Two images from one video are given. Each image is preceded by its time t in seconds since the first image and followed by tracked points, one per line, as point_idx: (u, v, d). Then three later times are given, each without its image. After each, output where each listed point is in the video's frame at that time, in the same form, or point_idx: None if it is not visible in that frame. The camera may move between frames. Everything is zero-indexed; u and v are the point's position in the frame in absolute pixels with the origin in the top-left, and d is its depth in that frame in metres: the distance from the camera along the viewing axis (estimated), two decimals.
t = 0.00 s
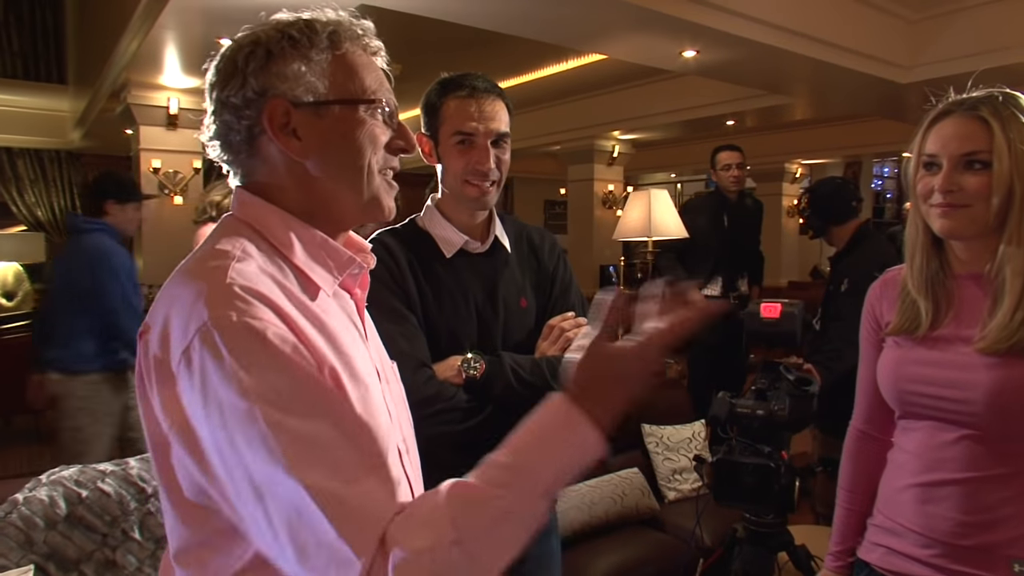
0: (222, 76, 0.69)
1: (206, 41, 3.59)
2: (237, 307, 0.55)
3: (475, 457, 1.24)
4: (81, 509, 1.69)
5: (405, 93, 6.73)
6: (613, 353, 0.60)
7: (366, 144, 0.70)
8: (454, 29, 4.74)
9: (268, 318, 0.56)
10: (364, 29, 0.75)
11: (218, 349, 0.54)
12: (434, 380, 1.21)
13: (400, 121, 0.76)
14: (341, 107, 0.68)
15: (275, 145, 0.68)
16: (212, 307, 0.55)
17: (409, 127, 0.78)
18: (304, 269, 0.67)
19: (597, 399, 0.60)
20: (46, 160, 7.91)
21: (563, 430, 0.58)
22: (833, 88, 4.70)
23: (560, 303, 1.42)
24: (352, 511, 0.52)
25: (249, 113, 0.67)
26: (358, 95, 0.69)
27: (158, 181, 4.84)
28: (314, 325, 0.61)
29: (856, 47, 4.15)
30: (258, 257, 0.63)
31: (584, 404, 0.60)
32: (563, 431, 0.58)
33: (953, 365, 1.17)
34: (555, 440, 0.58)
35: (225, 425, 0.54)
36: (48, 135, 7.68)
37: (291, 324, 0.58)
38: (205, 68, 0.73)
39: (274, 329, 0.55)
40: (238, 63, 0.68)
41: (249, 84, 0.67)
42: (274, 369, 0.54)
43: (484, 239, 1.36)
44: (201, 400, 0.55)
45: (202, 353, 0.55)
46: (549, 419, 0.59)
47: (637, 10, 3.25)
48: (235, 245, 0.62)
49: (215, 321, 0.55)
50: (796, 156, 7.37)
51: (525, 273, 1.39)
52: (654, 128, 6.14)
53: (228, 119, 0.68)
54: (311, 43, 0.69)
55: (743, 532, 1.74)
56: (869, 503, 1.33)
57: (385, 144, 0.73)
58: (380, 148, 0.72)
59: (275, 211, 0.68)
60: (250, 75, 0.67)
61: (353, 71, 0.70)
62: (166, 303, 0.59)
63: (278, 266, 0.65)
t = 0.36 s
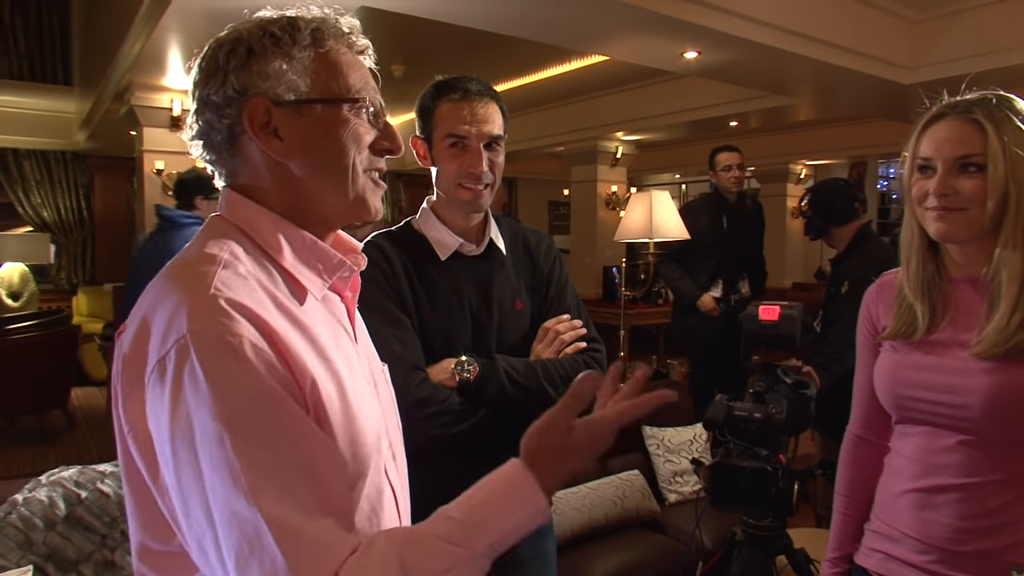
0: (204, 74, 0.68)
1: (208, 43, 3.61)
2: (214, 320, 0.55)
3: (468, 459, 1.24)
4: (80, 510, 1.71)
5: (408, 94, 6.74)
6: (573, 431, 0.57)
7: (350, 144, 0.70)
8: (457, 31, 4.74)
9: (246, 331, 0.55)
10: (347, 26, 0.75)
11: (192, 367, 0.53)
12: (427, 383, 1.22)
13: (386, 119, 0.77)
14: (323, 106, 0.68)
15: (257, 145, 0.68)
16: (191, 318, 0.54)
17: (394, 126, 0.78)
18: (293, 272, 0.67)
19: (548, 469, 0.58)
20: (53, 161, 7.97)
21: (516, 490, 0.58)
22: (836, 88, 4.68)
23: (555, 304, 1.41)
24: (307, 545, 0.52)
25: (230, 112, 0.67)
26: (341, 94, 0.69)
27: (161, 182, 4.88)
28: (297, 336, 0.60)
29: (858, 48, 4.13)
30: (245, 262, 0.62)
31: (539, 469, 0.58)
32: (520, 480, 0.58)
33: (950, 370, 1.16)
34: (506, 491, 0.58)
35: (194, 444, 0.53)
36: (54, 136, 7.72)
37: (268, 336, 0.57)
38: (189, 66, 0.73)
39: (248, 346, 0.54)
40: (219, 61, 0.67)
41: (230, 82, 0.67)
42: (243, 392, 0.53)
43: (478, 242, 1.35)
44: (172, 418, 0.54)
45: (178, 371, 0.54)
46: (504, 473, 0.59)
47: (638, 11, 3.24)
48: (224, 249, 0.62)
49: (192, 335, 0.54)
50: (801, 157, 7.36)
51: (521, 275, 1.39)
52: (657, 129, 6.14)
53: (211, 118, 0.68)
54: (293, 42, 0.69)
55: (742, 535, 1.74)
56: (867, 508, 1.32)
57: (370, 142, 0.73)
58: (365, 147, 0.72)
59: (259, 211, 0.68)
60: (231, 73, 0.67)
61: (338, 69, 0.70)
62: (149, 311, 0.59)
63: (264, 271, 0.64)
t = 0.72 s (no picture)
0: (199, 83, 0.72)
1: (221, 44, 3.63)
2: (191, 326, 0.54)
3: (470, 459, 1.24)
4: (89, 506, 1.73)
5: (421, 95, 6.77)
6: (536, 483, 0.53)
7: (342, 142, 0.71)
8: (468, 31, 4.76)
9: (222, 336, 0.55)
10: (341, 17, 0.75)
11: (163, 373, 0.53)
12: (430, 383, 1.22)
13: (388, 113, 0.77)
14: (311, 105, 0.69)
15: (247, 150, 0.70)
16: (168, 323, 0.54)
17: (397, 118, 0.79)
18: (286, 275, 0.68)
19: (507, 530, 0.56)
20: (69, 160, 8.06)
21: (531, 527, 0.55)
22: (849, 90, 4.66)
23: (559, 305, 1.42)
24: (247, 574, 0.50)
25: (221, 120, 0.70)
26: (331, 93, 0.70)
27: (174, 181, 4.92)
28: (275, 342, 0.60)
29: (872, 50, 4.10)
30: (234, 268, 0.63)
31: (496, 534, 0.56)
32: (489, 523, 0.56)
33: (953, 376, 1.15)
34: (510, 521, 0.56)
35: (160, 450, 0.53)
36: (70, 135, 7.80)
37: (245, 343, 0.57)
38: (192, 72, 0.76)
39: (221, 351, 0.54)
40: (211, 70, 0.70)
41: (218, 90, 0.70)
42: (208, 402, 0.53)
43: (484, 242, 1.35)
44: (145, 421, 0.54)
45: (150, 375, 0.54)
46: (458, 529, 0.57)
47: (648, 13, 3.24)
48: (214, 253, 0.63)
49: (166, 341, 0.54)
50: (814, 159, 7.31)
51: (525, 275, 1.39)
52: (669, 131, 6.12)
53: (206, 127, 0.71)
54: (277, 41, 0.69)
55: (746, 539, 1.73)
56: (871, 515, 1.31)
57: (366, 140, 0.74)
58: (359, 145, 0.72)
59: (258, 214, 0.70)
60: (219, 81, 0.70)
61: (327, 66, 0.70)
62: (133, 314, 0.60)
63: (255, 276, 0.65)
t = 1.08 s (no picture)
0: (185, 77, 0.75)
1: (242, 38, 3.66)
2: (160, 329, 0.58)
3: (483, 454, 1.25)
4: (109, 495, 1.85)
5: (440, 90, 6.77)
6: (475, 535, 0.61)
7: (328, 124, 0.74)
8: (486, 26, 4.75)
9: (190, 340, 0.59)
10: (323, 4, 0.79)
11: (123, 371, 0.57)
12: (443, 377, 1.22)
13: (373, 97, 0.80)
14: (294, 87, 0.73)
15: (233, 137, 0.73)
16: (142, 321, 0.58)
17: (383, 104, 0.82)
18: (283, 267, 0.71)
19: None
20: (93, 155, 8.17)
21: None
22: (872, 83, 4.59)
23: (574, 299, 1.42)
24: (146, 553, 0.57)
25: (206, 110, 0.73)
26: (315, 76, 0.74)
27: (196, 176, 5.00)
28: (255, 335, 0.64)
29: (896, 42, 4.04)
30: (227, 261, 0.66)
31: None
32: None
33: (970, 373, 1.13)
34: None
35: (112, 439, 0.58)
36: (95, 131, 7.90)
37: (218, 349, 0.60)
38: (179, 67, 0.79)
39: (182, 357, 0.58)
40: (195, 61, 0.73)
41: (202, 79, 0.73)
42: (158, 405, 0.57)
43: (498, 237, 1.36)
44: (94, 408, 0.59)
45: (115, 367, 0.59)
46: None
47: (667, 6, 3.21)
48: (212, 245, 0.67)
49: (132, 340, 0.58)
50: (836, 153, 7.22)
51: (540, 271, 1.39)
52: (688, 125, 6.08)
53: (193, 118, 0.75)
54: (257, 29, 0.73)
55: (762, 536, 1.72)
56: (886, 513, 1.30)
57: (353, 121, 0.77)
58: (345, 127, 0.75)
59: (255, 209, 0.73)
60: (202, 71, 0.73)
61: (309, 52, 0.74)
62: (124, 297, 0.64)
63: (250, 269, 0.68)
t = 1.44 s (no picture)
0: (179, 73, 0.76)
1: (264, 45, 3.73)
2: (121, 348, 0.59)
3: (497, 457, 1.25)
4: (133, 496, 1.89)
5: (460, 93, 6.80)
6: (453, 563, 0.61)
7: (321, 138, 0.74)
8: (506, 30, 4.77)
9: (152, 356, 0.59)
10: (332, 9, 0.80)
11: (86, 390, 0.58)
12: (458, 380, 1.23)
13: (372, 111, 0.80)
14: (289, 95, 0.73)
15: (224, 140, 0.74)
16: (103, 338, 0.59)
17: (384, 118, 0.83)
18: (259, 280, 0.72)
19: None
20: (121, 160, 8.37)
21: None
22: (895, 83, 4.53)
23: (592, 303, 1.41)
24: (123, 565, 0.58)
25: (198, 109, 0.75)
26: (313, 88, 0.74)
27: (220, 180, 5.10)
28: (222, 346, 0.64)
29: (920, 42, 3.98)
30: (197, 277, 0.67)
31: None
32: None
33: (990, 378, 1.12)
34: None
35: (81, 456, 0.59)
36: (122, 136, 8.06)
37: (179, 366, 0.61)
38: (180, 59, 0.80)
39: (144, 376, 0.58)
40: (190, 58, 0.75)
41: (197, 78, 0.74)
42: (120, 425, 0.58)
43: (516, 240, 1.36)
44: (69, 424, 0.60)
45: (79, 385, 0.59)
46: None
47: (685, 8, 3.20)
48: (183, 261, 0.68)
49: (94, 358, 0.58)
50: (860, 154, 7.14)
51: (557, 274, 1.39)
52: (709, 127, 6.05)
53: (184, 115, 0.76)
54: (259, 31, 0.74)
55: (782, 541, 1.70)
56: (906, 519, 1.28)
57: (349, 135, 0.77)
58: (340, 143, 0.76)
59: (239, 221, 0.74)
60: (199, 69, 0.74)
61: (310, 61, 0.75)
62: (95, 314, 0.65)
63: (220, 286, 0.69)
